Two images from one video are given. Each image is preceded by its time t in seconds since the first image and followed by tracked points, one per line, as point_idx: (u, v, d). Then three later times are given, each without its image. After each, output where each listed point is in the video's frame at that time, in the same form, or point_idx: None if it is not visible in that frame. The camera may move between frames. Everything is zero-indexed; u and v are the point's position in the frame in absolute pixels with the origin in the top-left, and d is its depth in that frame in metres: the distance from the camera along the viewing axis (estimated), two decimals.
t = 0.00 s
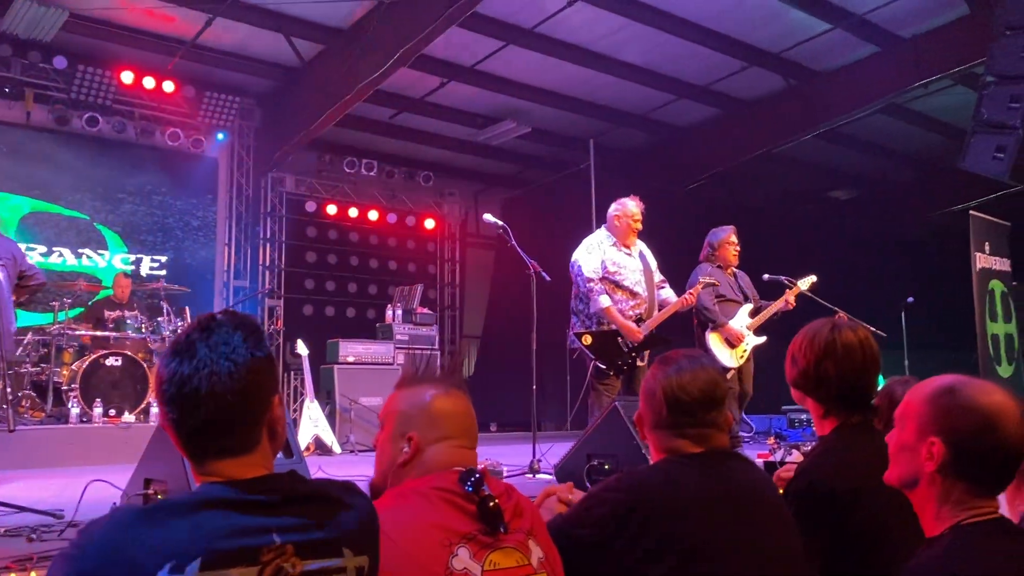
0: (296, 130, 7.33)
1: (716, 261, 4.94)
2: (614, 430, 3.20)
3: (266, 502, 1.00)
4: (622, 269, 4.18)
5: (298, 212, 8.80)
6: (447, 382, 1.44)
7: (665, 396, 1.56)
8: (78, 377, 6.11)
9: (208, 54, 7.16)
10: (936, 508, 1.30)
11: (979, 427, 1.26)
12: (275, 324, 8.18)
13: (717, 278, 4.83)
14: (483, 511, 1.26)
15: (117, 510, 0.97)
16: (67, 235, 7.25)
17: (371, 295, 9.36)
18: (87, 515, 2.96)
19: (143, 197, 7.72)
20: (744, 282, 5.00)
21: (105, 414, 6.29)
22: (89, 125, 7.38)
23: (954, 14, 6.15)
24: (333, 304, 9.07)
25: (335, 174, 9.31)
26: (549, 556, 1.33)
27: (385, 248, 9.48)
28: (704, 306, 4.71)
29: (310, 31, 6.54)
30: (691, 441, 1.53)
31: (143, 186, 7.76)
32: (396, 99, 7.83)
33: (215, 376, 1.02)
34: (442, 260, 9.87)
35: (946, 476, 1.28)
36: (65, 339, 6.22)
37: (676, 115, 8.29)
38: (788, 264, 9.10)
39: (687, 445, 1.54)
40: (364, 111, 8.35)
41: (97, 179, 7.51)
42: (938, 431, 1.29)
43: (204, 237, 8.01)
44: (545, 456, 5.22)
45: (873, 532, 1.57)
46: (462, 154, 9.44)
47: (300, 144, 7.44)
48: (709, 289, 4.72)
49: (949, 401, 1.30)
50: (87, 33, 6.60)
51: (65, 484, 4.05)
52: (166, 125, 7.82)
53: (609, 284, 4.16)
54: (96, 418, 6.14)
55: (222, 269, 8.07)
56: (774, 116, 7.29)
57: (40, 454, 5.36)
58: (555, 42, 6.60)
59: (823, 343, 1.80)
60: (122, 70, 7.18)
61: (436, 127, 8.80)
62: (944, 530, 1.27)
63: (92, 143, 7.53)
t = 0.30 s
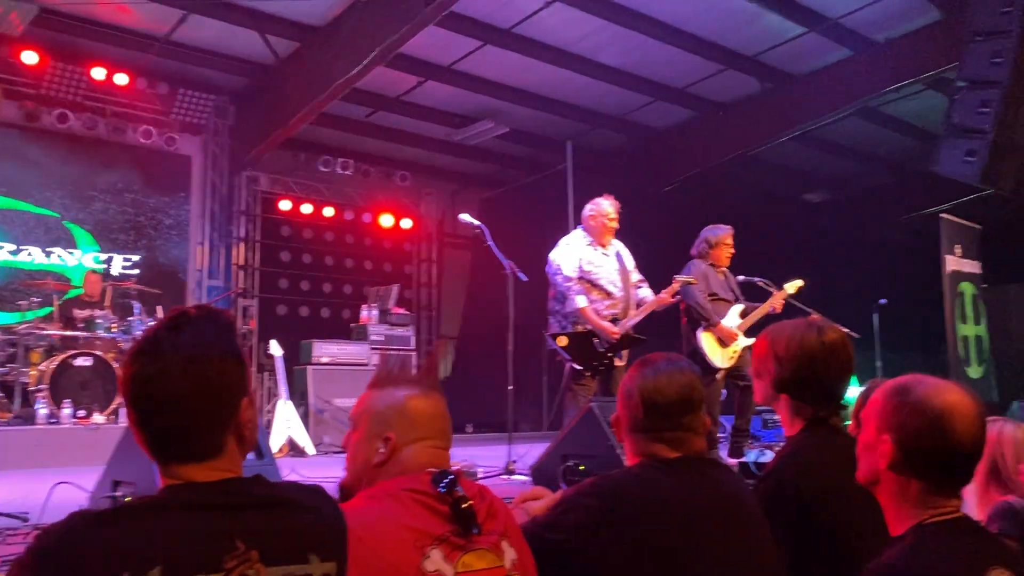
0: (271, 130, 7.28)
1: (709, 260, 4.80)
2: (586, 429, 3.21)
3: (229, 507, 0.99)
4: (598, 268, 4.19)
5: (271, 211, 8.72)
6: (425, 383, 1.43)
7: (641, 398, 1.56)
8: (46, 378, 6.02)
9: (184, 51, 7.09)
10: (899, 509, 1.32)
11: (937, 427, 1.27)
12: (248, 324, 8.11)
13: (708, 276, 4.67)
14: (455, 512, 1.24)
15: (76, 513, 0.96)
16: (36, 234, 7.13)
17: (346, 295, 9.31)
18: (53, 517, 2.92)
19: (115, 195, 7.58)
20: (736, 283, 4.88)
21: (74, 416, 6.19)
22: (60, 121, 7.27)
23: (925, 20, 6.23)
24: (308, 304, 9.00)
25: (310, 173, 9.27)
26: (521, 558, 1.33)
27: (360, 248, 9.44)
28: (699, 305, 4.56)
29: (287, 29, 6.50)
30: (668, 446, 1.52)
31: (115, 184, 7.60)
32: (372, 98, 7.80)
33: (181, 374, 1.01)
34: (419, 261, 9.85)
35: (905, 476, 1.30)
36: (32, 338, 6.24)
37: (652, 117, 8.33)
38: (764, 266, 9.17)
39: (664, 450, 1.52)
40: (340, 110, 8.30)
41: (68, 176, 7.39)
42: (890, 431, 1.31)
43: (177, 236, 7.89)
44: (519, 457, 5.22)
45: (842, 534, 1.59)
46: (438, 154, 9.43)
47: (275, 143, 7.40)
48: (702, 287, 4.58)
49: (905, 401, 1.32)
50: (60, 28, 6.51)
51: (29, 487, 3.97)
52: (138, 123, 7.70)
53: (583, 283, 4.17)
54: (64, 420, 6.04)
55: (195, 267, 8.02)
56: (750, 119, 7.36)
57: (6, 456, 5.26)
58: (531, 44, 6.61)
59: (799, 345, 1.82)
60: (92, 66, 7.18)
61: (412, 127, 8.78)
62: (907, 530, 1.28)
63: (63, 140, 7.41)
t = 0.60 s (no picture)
0: (253, 127, 7.25)
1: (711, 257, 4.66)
2: (569, 428, 3.22)
3: (203, 506, 0.98)
4: (583, 266, 4.19)
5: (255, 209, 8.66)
6: (407, 385, 1.42)
7: (623, 400, 1.56)
8: (25, 376, 5.98)
9: (165, 47, 7.04)
10: (880, 508, 1.32)
11: (917, 428, 1.28)
12: (231, 322, 8.07)
13: (714, 274, 4.52)
14: (435, 511, 1.23)
15: (48, 515, 0.96)
16: (16, 230, 7.08)
17: (329, 293, 9.27)
18: (30, 517, 2.90)
19: (96, 191, 7.56)
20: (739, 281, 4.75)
21: (54, 414, 6.16)
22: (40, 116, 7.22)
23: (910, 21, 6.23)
24: (291, 302, 8.96)
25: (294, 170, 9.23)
26: (503, 556, 1.32)
27: (345, 246, 9.40)
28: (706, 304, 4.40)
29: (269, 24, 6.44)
30: (649, 449, 1.52)
31: (95, 181, 7.57)
32: (356, 94, 7.75)
33: (156, 375, 1.00)
34: (405, 258, 9.83)
35: (886, 475, 1.30)
36: (11, 336, 6.17)
37: (638, 116, 8.32)
38: (749, 265, 9.20)
39: (645, 453, 1.53)
40: (323, 107, 8.25)
41: (49, 172, 7.33)
42: (874, 432, 1.31)
43: (159, 233, 7.87)
44: (504, 456, 5.21)
45: (821, 531, 1.59)
46: (423, 151, 9.41)
47: (257, 140, 7.36)
48: (709, 285, 4.42)
49: (885, 401, 1.32)
50: (38, 22, 6.46)
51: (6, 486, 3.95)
52: (121, 119, 7.68)
53: (566, 281, 4.16)
54: (43, 418, 6.00)
55: (177, 265, 7.98)
56: (734, 118, 7.38)
57: None
58: (516, 41, 6.59)
59: (778, 345, 1.82)
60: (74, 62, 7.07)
61: (397, 124, 8.76)
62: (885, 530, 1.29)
63: (43, 135, 7.35)
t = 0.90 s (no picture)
0: (239, 124, 7.23)
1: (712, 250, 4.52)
2: (555, 424, 3.23)
3: (180, 501, 0.98)
4: (573, 262, 4.20)
5: (242, 204, 8.63)
6: (391, 379, 1.43)
7: (603, 393, 1.57)
8: (9, 372, 5.96)
9: (153, 42, 7.00)
10: (857, 503, 1.33)
11: (898, 423, 1.28)
12: (218, 319, 8.05)
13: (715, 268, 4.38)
14: (417, 505, 1.23)
15: (25, 508, 0.95)
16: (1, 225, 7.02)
17: (317, 290, 9.23)
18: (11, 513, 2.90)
19: (82, 187, 7.48)
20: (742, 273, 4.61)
21: (38, 411, 6.15)
22: (25, 111, 7.18)
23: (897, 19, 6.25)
24: (278, 298, 8.92)
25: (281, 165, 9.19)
26: (485, 551, 1.32)
27: (332, 242, 9.37)
28: (709, 299, 4.26)
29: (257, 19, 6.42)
30: (629, 441, 1.52)
31: (81, 175, 7.51)
32: (345, 90, 7.73)
33: (135, 368, 0.99)
34: (394, 255, 9.81)
35: (864, 471, 1.31)
36: None
37: (627, 113, 8.33)
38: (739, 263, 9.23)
39: (625, 444, 1.52)
40: (310, 103, 8.22)
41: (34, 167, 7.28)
42: (854, 428, 1.32)
43: (146, 229, 7.82)
44: (490, 452, 5.21)
45: (802, 525, 1.61)
46: (411, 148, 9.40)
47: (244, 136, 7.33)
48: (711, 280, 4.28)
49: (866, 397, 1.32)
50: (23, 16, 6.40)
51: None
52: (106, 114, 7.62)
53: (558, 278, 4.15)
54: (28, 414, 5.99)
55: (164, 261, 7.95)
56: (722, 116, 7.40)
57: None
58: (504, 38, 6.59)
59: (760, 341, 1.84)
60: (59, 56, 7.04)
61: (385, 120, 8.74)
62: (864, 525, 1.30)
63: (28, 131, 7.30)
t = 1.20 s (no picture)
0: (228, 120, 7.21)
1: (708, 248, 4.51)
2: (543, 421, 3.25)
3: (166, 496, 0.98)
4: (564, 260, 4.19)
5: (232, 201, 8.60)
6: (379, 373, 1.42)
7: (587, 384, 1.57)
8: None
9: (141, 38, 6.97)
10: (847, 500, 1.34)
11: (889, 419, 1.29)
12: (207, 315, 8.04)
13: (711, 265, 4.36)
14: (405, 502, 1.23)
15: (8, 504, 0.95)
16: None
17: (307, 287, 9.21)
18: None
19: (69, 183, 7.47)
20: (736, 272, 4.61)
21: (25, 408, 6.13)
22: (12, 107, 7.14)
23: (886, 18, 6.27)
24: (268, 295, 8.90)
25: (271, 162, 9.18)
26: (473, 547, 1.32)
27: (322, 239, 9.35)
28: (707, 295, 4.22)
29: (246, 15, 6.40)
30: (610, 432, 1.52)
31: (68, 172, 7.49)
32: (334, 87, 7.72)
33: (120, 362, 0.99)
34: (385, 252, 9.80)
35: (853, 467, 1.31)
36: None
37: (618, 111, 8.34)
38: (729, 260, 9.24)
39: (604, 435, 1.52)
40: (300, 99, 8.19)
41: (21, 163, 7.25)
42: (846, 424, 1.32)
43: (134, 225, 7.81)
44: (479, 449, 5.21)
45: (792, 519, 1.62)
46: (401, 145, 9.39)
47: (233, 133, 7.30)
48: (707, 277, 4.27)
49: (858, 393, 1.32)
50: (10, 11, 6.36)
51: None
52: (94, 109, 7.60)
53: (549, 275, 4.13)
54: (15, 411, 5.96)
55: (152, 258, 7.95)
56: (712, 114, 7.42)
57: None
58: (494, 35, 6.58)
59: (748, 338, 1.85)
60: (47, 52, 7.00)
61: (375, 117, 8.72)
62: (854, 520, 1.30)
63: (16, 127, 7.27)
